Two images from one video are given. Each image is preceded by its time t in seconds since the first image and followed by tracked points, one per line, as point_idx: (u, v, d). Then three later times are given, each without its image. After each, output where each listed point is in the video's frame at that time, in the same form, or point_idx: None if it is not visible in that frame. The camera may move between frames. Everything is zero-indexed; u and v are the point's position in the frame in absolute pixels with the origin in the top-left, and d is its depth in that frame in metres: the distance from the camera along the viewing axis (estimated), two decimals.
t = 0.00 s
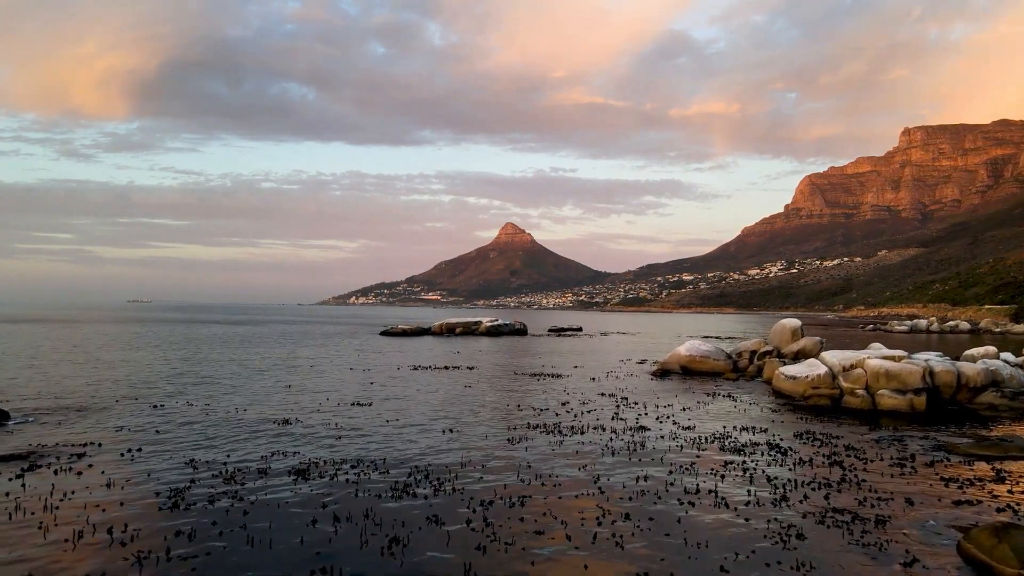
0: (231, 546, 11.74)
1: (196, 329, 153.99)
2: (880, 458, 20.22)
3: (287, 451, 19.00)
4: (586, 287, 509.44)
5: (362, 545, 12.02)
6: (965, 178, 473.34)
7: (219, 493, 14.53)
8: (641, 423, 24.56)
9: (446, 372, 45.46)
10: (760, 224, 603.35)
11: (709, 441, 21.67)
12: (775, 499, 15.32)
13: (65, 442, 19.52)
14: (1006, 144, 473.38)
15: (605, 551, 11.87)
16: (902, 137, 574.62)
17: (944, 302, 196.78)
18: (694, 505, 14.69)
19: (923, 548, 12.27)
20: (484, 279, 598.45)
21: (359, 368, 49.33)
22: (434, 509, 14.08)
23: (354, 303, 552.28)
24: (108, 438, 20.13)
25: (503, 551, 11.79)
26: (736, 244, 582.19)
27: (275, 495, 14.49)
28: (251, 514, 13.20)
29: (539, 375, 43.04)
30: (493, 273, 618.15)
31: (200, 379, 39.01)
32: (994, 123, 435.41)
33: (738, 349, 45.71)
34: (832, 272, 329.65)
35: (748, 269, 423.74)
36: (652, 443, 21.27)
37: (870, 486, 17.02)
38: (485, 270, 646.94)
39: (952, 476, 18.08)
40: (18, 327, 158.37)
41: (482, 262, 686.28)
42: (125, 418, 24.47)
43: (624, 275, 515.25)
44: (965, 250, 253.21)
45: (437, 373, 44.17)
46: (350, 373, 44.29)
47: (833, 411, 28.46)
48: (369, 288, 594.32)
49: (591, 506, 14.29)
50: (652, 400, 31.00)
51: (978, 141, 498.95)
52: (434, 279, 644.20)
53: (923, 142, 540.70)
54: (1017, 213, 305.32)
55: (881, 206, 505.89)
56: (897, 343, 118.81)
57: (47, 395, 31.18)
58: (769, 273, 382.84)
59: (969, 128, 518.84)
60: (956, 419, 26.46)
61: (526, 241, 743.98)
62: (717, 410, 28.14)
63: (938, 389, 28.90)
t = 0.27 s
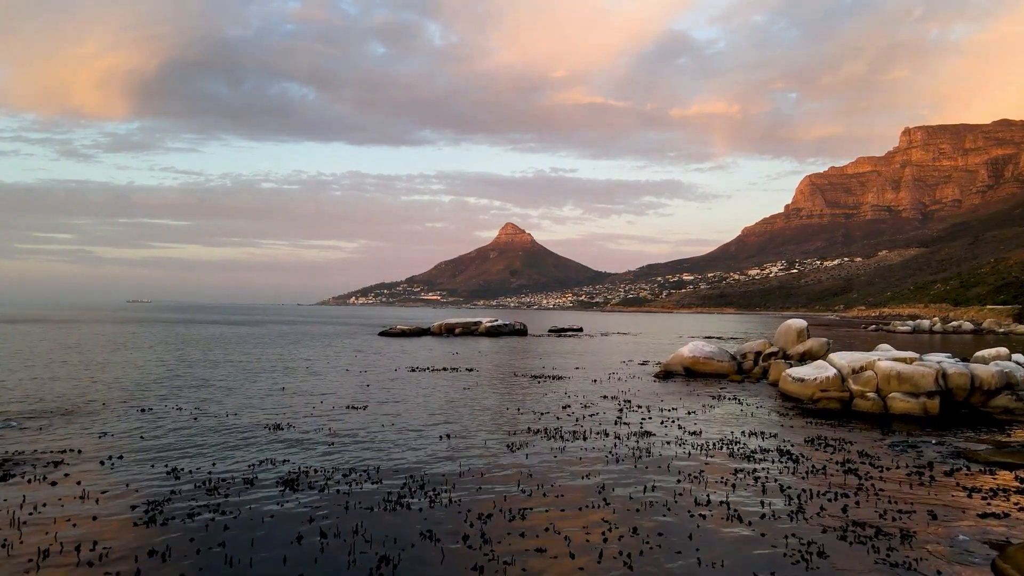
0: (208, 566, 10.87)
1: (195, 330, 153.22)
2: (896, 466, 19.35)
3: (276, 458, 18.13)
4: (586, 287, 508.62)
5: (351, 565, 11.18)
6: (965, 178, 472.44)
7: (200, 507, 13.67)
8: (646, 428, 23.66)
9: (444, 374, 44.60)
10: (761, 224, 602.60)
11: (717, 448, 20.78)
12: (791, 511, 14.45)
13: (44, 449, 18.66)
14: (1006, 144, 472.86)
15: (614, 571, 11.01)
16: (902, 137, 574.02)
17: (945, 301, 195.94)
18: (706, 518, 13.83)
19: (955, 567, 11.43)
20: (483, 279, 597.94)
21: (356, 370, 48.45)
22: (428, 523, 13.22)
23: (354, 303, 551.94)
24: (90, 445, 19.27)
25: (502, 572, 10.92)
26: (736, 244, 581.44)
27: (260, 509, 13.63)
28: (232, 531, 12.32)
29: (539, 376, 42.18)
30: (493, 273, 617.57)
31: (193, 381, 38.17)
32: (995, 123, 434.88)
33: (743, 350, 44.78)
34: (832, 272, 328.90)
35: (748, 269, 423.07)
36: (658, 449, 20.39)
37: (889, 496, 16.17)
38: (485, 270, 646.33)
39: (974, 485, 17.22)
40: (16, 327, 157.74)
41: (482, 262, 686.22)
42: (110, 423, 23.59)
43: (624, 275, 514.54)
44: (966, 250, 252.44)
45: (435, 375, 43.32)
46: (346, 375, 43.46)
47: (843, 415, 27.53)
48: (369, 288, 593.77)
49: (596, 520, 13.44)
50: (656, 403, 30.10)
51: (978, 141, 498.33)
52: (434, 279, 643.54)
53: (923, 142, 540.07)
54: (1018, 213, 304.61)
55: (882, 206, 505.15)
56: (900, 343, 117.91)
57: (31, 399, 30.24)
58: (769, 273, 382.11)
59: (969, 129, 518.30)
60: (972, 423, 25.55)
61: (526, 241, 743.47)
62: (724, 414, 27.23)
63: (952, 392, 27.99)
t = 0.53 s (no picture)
0: None
1: (193, 330, 152.56)
2: (915, 474, 18.44)
3: (265, 466, 17.32)
4: (586, 287, 507.87)
5: None
6: (966, 178, 471.35)
7: (178, 521, 12.81)
8: (651, 433, 22.79)
9: (443, 376, 43.84)
10: (761, 224, 601.83)
11: (726, 454, 19.95)
12: (809, 525, 13.58)
13: (21, 456, 17.86)
14: (1007, 144, 472.14)
15: None
16: (903, 137, 573.28)
17: (947, 301, 195.05)
18: (720, 533, 12.97)
19: None
20: (484, 279, 597.38)
21: (354, 371, 47.65)
22: (421, 539, 12.35)
23: (354, 303, 551.51)
24: (70, 452, 18.45)
25: None
26: (736, 244, 580.66)
27: (242, 523, 12.78)
28: (209, 550, 11.46)
29: (540, 378, 41.34)
30: (493, 273, 617.01)
31: (187, 384, 37.52)
32: (995, 123, 434.34)
33: (747, 351, 43.87)
34: (833, 272, 328.03)
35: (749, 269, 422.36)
36: (664, 456, 19.55)
37: (911, 508, 15.32)
38: (485, 270, 645.77)
39: (999, 496, 16.35)
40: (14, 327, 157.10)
41: (482, 262, 685.86)
42: (94, 428, 22.77)
43: (624, 275, 513.81)
44: (967, 250, 251.59)
45: (434, 377, 42.56)
46: (343, 377, 42.73)
47: (854, 419, 26.64)
48: (369, 288, 593.38)
49: (602, 535, 12.61)
50: (660, 406, 29.27)
51: (979, 141, 497.62)
52: (434, 279, 642.98)
53: (923, 142, 539.36)
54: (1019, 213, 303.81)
55: (882, 206, 504.32)
56: (904, 344, 116.92)
57: (17, 402, 29.42)
58: (770, 273, 381.32)
59: (970, 129, 517.68)
60: (988, 428, 24.68)
61: (526, 241, 743.02)
62: (731, 418, 26.35)
63: (966, 395, 27.12)
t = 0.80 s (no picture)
0: None
1: (192, 330, 151.84)
2: (935, 483, 17.56)
3: (253, 475, 16.56)
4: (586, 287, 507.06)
5: None
6: (966, 178, 470.32)
7: (153, 538, 11.95)
8: (657, 439, 21.93)
9: (441, 378, 43.11)
10: (761, 224, 601.02)
11: (737, 460, 19.11)
12: (830, 541, 12.71)
13: None
14: (1007, 144, 471.39)
15: None
16: (903, 137, 572.57)
17: (948, 301, 194.20)
18: (737, 549, 12.11)
19: None
20: (483, 279, 596.63)
21: (351, 373, 46.85)
22: (415, 557, 11.52)
23: (354, 303, 550.71)
24: (48, 460, 17.66)
25: None
26: (736, 244, 579.82)
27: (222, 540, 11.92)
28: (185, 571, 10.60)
29: (540, 380, 40.56)
30: (493, 273, 616.27)
31: (180, 386, 36.76)
32: (995, 123, 433.74)
33: (752, 352, 43.02)
34: (833, 271, 327.23)
35: (749, 269, 421.45)
36: (671, 463, 18.71)
37: (935, 520, 14.46)
38: (484, 270, 645.00)
39: None
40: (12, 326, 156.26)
41: (482, 262, 685.26)
42: (77, 434, 21.97)
43: (624, 275, 512.91)
44: (968, 250, 250.77)
45: (432, 379, 41.82)
46: (339, 379, 41.95)
47: (866, 423, 25.74)
48: (369, 288, 592.89)
49: (609, 553, 11.75)
50: (665, 409, 28.44)
51: (979, 141, 496.82)
52: (433, 279, 642.29)
53: (923, 142, 538.55)
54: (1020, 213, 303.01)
55: (882, 206, 503.58)
56: (906, 344, 115.92)
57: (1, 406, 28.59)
58: (770, 273, 380.47)
59: (970, 129, 517.02)
60: (1006, 434, 23.80)
61: (526, 241, 742.42)
62: (739, 423, 25.48)
63: (982, 399, 26.27)
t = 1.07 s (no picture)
0: None
1: (191, 330, 151.11)
2: (959, 492, 16.63)
3: (239, 485, 15.78)
4: (586, 287, 506.31)
5: None
6: (967, 178, 469.00)
7: (125, 557, 11.14)
8: (663, 444, 21.07)
9: (440, 379, 42.30)
10: (762, 224, 600.26)
11: (748, 468, 18.25)
12: (854, 559, 11.86)
13: None
14: (1008, 143, 470.63)
15: None
16: (904, 137, 571.72)
17: (950, 301, 193.42)
18: (754, 569, 11.33)
19: None
20: (483, 279, 596.03)
21: (348, 375, 46.05)
22: None
23: (354, 303, 549.91)
24: (24, 470, 16.88)
25: None
26: (736, 244, 579.10)
27: (201, 559, 11.13)
28: None
29: (541, 382, 39.74)
30: (493, 273, 615.57)
31: (172, 389, 35.96)
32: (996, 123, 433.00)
33: (757, 353, 42.21)
34: (834, 271, 326.39)
35: (749, 269, 420.74)
36: (679, 471, 17.84)
37: (963, 535, 13.57)
38: (484, 270, 644.29)
39: None
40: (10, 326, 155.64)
41: (482, 262, 684.78)
42: (59, 440, 21.19)
43: (625, 275, 512.11)
44: (970, 250, 249.97)
45: (430, 381, 41.00)
46: (335, 381, 41.15)
47: (879, 428, 24.84)
48: (369, 288, 592.61)
49: None
50: (669, 413, 27.64)
51: (980, 141, 495.96)
52: (434, 279, 641.65)
53: (924, 142, 537.79)
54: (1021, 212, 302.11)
55: (883, 206, 502.67)
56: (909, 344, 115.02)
57: None
58: (771, 273, 379.71)
59: (971, 129, 516.47)
60: None
61: (526, 241, 741.89)
62: (747, 427, 24.62)
63: (997, 403, 25.44)
